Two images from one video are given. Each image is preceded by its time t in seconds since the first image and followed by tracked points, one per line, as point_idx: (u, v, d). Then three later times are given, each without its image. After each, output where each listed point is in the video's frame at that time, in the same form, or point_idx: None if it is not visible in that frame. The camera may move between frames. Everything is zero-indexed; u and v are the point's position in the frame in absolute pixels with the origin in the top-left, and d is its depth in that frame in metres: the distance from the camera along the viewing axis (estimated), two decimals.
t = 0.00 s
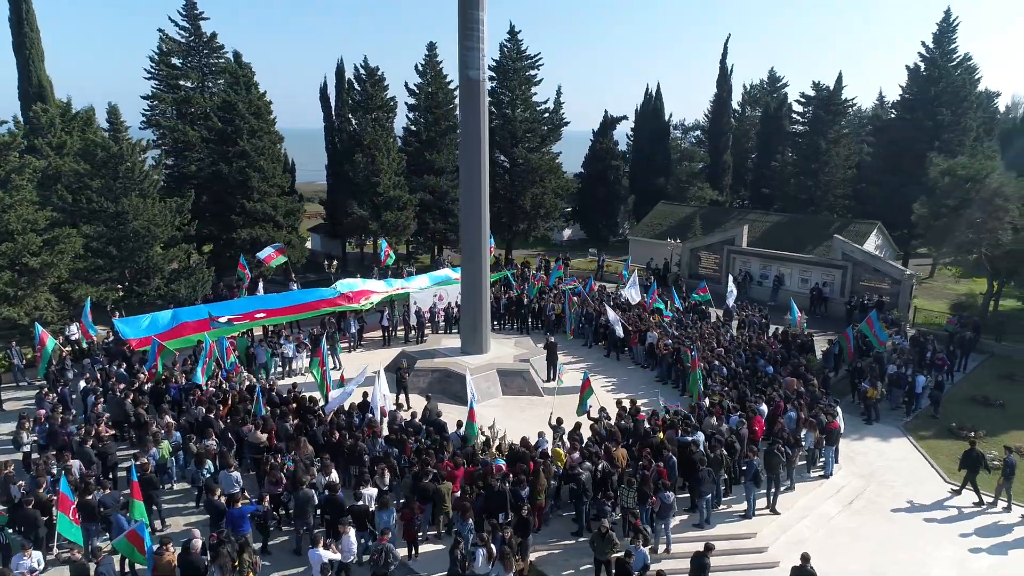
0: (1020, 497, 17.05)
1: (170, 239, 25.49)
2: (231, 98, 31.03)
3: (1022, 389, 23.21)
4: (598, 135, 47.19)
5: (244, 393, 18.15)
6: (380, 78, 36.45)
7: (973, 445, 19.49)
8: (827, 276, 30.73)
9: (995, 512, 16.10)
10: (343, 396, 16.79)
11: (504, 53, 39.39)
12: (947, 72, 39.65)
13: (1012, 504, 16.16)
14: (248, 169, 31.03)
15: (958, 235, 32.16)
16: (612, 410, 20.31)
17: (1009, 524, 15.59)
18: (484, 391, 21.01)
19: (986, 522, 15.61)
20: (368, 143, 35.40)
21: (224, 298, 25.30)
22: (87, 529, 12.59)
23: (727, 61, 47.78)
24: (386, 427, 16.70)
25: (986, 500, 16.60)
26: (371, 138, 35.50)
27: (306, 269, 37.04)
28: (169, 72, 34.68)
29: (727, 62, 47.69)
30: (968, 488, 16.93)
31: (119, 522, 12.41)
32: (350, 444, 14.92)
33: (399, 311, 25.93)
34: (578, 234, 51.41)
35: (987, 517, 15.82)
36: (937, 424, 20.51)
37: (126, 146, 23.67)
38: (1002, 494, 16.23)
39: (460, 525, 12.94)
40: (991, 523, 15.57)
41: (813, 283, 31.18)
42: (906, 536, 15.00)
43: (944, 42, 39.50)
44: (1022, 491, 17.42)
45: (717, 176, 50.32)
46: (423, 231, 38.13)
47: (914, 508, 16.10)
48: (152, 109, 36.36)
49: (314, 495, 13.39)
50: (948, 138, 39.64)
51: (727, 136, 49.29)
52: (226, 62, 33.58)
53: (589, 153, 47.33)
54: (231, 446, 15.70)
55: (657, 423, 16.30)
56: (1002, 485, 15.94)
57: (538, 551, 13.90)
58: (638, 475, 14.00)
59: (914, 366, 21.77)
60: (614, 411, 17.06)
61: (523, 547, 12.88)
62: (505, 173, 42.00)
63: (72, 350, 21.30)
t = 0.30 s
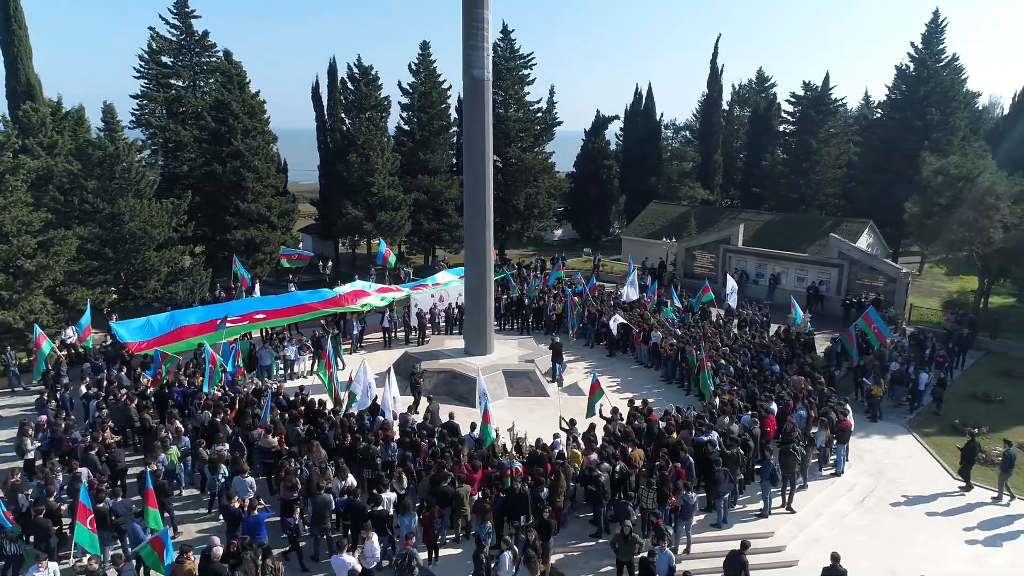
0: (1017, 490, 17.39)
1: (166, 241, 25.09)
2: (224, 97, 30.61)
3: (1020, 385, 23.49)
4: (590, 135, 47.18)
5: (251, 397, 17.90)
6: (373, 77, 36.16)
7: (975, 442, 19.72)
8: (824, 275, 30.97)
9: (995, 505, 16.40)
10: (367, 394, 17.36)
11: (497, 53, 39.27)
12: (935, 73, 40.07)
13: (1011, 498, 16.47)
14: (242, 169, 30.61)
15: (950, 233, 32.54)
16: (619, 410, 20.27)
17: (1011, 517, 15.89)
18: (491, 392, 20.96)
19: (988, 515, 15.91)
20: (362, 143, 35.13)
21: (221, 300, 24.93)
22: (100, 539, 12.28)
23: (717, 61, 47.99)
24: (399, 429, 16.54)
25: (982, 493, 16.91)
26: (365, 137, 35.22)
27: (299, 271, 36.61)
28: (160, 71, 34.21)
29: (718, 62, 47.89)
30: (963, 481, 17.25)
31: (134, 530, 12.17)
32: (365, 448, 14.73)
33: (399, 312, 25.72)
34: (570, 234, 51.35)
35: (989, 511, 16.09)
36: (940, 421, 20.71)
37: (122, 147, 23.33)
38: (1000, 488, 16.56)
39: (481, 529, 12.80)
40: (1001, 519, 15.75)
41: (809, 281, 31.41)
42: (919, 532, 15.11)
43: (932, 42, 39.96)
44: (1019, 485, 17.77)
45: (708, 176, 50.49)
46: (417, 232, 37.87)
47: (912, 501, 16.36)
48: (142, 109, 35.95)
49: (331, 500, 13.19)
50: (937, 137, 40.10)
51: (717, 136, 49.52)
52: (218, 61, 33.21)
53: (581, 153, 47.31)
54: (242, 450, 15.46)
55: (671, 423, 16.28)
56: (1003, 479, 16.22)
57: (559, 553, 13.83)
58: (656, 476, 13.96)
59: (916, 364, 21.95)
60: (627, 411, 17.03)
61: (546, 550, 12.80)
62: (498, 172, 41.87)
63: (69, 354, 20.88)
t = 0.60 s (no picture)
0: (1012, 482, 17.77)
1: (162, 243, 24.68)
2: (216, 96, 30.18)
3: (1016, 381, 23.85)
4: (581, 135, 47.19)
5: (257, 400, 17.65)
6: (366, 76, 35.88)
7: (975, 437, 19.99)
8: (819, 273, 31.25)
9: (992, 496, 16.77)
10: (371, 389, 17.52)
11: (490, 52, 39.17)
12: (923, 73, 40.61)
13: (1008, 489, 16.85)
14: (235, 169, 30.21)
15: (941, 231, 32.98)
16: (626, 410, 20.26)
17: (1011, 508, 16.21)
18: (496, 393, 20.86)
19: (988, 506, 16.22)
20: (355, 143, 34.87)
21: (218, 302, 24.56)
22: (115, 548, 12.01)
23: (707, 61, 48.24)
24: (410, 431, 16.40)
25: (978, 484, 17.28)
26: (358, 137, 34.94)
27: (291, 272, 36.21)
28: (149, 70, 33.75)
29: (707, 62, 48.14)
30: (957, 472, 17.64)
31: (150, 538, 11.92)
32: (379, 451, 14.55)
33: (399, 313, 25.52)
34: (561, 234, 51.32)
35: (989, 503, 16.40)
36: (942, 417, 20.96)
37: (118, 146, 22.94)
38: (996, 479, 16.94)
39: (503, 532, 12.68)
40: (1009, 513, 15.96)
41: (804, 280, 31.68)
42: (927, 527, 15.30)
43: (920, 43, 40.51)
44: (1014, 476, 18.14)
45: (698, 176, 50.71)
46: (410, 232, 37.63)
47: (912, 494, 16.65)
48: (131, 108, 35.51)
49: (350, 505, 12.99)
50: (925, 137, 40.65)
51: (707, 136, 49.77)
52: (209, 60, 32.77)
53: (572, 152, 47.30)
54: (253, 455, 15.21)
55: (683, 423, 16.26)
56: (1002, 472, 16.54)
57: (578, 555, 13.76)
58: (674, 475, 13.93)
59: (916, 361, 22.18)
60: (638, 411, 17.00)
61: (568, 552, 12.71)
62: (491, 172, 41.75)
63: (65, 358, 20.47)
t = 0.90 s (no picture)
0: (1008, 473, 18.16)
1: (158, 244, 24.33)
2: (209, 95, 29.77)
3: (1011, 377, 24.24)
4: (572, 134, 47.21)
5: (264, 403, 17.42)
6: (359, 76, 35.63)
7: (975, 433, 20.29)
8: (813, 271, 31.53)
9: (989, 488, 17.11)
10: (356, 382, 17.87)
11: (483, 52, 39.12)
12: (910, 73, 41.20)
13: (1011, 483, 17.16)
14: (229, 169, 29.84)
15: (931, 230, 33.43)
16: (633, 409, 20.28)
17: (1015, 502, 16.50)
18: (502, 393, 20.79)
19: (995, 501, 16.45)
20: (349, 142, 34.63)
21: (216, 304, 24.24)
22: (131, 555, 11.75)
23: (696, 61, 48.50)
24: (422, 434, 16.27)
25: (972, 476, 17.63)
26: (352, 137, 34.72)
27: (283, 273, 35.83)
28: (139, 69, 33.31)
29: (697, 62, 48.41)
30: (948, 464, 17.99)
31: (168, 545, 11.67)
32: (395, 454, 14.43)
33: (400, 314, 25.37)
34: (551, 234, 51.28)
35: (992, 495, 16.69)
36: (943, 413, 21.23)
37: (114, 146, 22.57)
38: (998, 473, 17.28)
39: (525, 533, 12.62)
40: (1016, 507, 16.21)
41: (798, 278, 31.93)
42: (936, 520, 15.51)
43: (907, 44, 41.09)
44: (1010, 468, 18.52)
45: (688, 175, 50.93)
46: (403, 232, 37.40)
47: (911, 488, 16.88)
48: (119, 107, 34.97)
49: (370, 508, 12.85)
50: (913, 136, 41.22)
51: (696, 135, 50.03)
52: (201, 58, 32.35)
53: (563, 152, 47.30)
54: (264, 459, 15.00)
55: (695, 422, 16.29)
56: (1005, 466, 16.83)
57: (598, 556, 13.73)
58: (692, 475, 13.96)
59: (916, 358, 22.45)
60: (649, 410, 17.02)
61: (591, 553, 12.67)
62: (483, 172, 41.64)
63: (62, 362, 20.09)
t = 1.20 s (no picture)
0: (1003, 466, 18.58)
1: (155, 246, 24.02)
2: (202, 94, 29.40)
3: (1005, 373, 24.61)
4: (563, 134, 47.23)
5: (273, 405, 17.20)
6: (352, 75, 35.37)
7: (975, 428, 20.57)
8: (807, 270, 31.84)
9: (986, 479, 17.54)
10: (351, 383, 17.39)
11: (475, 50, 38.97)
12: (897, 73, 41.74)
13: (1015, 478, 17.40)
14: (223, 169, 29.53)
15: (921, 229, 33.88)
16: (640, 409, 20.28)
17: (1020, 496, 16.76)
18: (508, 394, 20.74)
19: (1001, 497, 16.65)
20: (342, 142, 34.39)
21: (214, 306, 23.96)
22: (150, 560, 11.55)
23: (685, 61, 48.73)
24: (434, 435, 16.16)
25: (976, 472, 17.88)
26: (345, 136, 34.48)
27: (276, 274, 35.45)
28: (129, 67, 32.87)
29: (686, 62, 48.64)
30: (939, 455, 18.48)
31: (189, 551, 11.47)
32: (412, 455, 14.31)
33: (400, 315, 25.22)
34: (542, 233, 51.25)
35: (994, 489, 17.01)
36: (943, 409, 21.51)
37: (111, 146, 22.25)
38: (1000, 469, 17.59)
39: (547, 533, 12.57)
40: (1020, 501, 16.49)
41: (793, 277, 32.21)
42: (945, 515, 15.70)
43: (894, 44, 41.62)
44: (1006, 460, 18.90)
45: (677, 174, 51.15)
46: (396, 233, 37.17)
47: (917, 484, 17.07)
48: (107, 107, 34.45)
49: (391, 510, 12.73)
50: (900, 136, 41.75)
51: (685, 135, 50.27)
52: (193, 57, 31.96)
53: (554, 151, 47.31)
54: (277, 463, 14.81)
55: (707, 421, 16.34)
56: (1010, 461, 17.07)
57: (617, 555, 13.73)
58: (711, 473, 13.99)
59: (915, 354, 22.72)
60: (660, 409, 17.07)
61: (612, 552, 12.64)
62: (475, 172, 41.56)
63: (61, 366, 19.76)
